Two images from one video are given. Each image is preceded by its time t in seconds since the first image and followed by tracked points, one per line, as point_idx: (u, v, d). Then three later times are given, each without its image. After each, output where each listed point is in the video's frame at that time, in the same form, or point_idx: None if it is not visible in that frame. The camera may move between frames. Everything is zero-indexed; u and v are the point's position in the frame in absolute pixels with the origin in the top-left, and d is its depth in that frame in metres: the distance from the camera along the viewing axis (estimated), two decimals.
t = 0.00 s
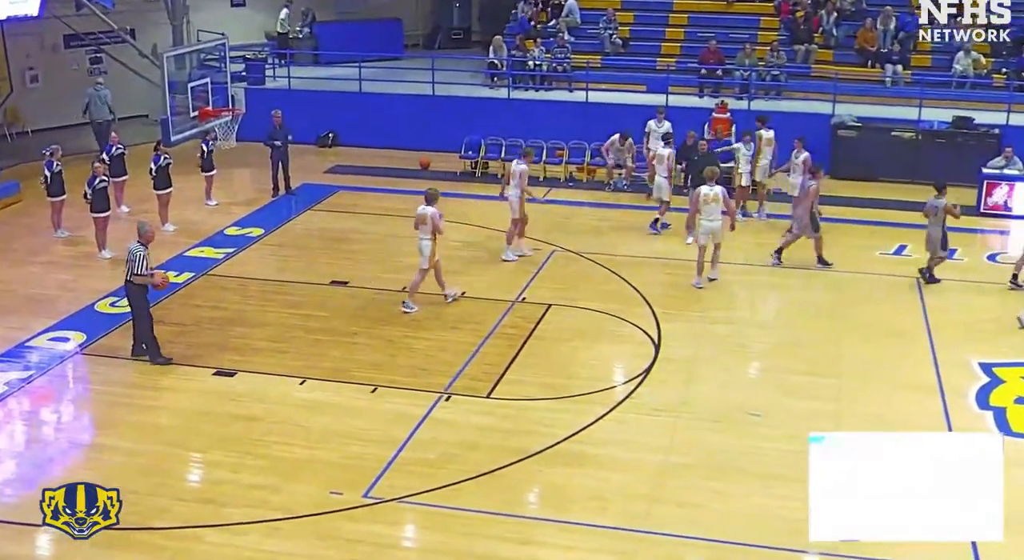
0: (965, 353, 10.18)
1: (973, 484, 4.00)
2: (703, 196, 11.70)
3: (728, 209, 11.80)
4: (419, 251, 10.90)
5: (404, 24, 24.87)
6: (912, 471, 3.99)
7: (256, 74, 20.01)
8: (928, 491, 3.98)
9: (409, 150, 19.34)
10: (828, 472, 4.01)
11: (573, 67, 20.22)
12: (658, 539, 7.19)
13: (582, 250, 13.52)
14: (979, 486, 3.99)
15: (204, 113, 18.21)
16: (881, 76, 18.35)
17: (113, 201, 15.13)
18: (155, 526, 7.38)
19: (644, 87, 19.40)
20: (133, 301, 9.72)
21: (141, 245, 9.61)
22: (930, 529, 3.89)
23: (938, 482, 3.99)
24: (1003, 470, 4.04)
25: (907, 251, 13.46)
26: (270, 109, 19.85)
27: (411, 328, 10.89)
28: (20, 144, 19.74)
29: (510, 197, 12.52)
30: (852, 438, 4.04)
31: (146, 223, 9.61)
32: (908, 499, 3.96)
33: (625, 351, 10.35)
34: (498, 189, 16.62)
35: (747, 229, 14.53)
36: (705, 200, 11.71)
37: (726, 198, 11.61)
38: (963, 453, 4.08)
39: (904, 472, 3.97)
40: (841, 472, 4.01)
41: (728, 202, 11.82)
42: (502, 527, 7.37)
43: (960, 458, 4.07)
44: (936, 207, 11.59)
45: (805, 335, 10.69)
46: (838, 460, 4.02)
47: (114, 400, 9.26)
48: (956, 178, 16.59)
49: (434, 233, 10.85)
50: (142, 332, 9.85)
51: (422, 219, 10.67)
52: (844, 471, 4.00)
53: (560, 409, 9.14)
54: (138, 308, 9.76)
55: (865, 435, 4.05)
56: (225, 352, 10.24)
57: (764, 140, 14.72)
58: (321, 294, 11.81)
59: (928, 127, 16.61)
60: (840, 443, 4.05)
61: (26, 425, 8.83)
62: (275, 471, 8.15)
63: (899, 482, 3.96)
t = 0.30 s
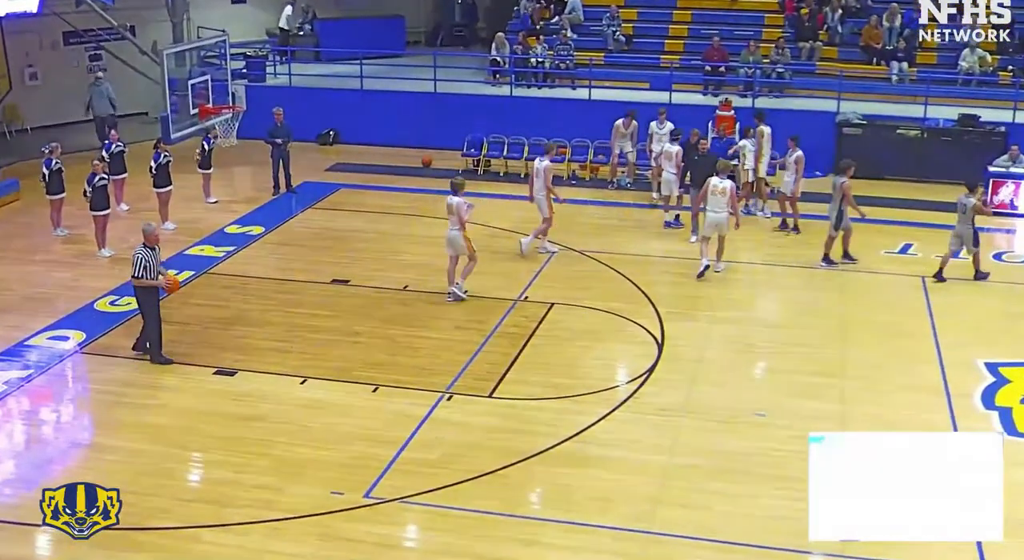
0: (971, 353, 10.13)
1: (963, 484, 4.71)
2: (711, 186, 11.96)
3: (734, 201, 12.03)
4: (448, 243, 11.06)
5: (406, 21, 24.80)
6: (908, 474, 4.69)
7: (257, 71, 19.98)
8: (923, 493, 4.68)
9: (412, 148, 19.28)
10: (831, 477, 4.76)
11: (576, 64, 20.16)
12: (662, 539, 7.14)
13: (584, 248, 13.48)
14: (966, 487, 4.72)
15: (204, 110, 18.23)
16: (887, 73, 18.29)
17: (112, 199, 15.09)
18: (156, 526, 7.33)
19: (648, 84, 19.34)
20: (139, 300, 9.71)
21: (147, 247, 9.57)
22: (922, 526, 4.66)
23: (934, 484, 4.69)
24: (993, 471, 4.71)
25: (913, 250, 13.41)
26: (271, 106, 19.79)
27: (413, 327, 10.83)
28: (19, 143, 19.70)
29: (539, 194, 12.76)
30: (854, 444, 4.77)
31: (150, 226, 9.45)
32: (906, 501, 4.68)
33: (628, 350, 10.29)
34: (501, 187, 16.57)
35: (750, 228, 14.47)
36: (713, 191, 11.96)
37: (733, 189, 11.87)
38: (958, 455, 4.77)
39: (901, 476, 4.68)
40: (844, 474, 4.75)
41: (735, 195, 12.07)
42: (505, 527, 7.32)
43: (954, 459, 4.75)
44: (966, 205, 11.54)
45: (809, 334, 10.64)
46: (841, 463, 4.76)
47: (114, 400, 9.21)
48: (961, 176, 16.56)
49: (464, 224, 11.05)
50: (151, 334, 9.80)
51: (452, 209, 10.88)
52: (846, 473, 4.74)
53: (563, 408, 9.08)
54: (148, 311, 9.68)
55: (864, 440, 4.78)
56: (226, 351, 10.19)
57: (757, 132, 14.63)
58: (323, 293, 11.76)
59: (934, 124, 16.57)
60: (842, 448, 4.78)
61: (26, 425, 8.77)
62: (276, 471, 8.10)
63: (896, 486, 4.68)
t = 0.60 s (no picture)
0: (975, 352, 10.10)
1: (961, 485, 4.89)
2: (719, 177, 12.14)
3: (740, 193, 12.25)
4: (476, 239, 11.13)
5: (409, 19, 24.80)
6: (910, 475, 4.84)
7: (260, 69, 20.01)
8: (924, 494, 4.83)
9: (415, 146, 19.26)
10: (831, 478, 4.94)
11: (580, 62, 20.15)
12: (664, 539, 7.12)
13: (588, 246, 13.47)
14: (963, 488, 4.90)
15: (207, 109, 18.20)
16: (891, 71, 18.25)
17: (115, 197, 15.09)
18: (158, 525, 7.31)
19: (651, 82, 19.33)
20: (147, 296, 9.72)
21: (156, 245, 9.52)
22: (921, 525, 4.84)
23: (934, 485, 4.84)
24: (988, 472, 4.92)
25: (917, 248, 13.38)
26: (275, 104, 19.79)
27: (416, 325, 10.81)
28: (22, 141, 19.67)
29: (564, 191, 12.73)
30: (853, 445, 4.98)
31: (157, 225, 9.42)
32: (905, 502, 4.84)
33: (631, 348, 10.28)
34: (505, 186, 16.55)
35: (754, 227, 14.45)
36: (720, 182, 12.16)
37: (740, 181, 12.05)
38: (955, 456, 4.97)
39: (902, 477, 4.84)
40: (845, 474, 4.93)
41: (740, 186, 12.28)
42: (507, 526, 7.31)
43: (952, 461, 4.95)
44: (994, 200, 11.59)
45: (812, 333, 10.63)
46: (842, 463, 4.96)
47: (117, 398, 9.20)
48: (965, 175, 16.56)
49: (491, 221, 11.13)
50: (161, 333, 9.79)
51: (482, 206, 10.92)
52: (848, 472, 4.91)
53: (566, 407, 9.07)
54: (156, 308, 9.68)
55: (864, 442, 4.99)
56: (228, 349, 10.19)
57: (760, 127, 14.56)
58: (326, 291, 11.75)
59: (938, 123, 16.56)
60: (842, 449, 5.00)
61: (29, 423, 8.77)
62: (278, 469, 8.09)
63: (898, 487, 4.82)
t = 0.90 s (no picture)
0: (978, 351, 10.12)
1: (967, 484, 4.48)
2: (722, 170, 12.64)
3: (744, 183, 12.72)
4: (507, 231, 11.39)
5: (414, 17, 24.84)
6: (909, 472, 4.48)
7: (265, 68, 20.04)
8: (925, 493, 4.46)
9: (419, 144, 19.28)
10: (830, 477, 4.55)
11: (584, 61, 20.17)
12: (668, 537, 7.14)
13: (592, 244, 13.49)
14: (970, 488, 4.49)
15: (213, 106, 18.34)
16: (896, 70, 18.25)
17: (121, 195, 15.13)
18: (163, 523, 7.33)
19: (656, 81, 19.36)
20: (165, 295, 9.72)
21: (175, 244, 9.53)
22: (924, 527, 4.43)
23: (936, 484, 4.46)
24: (999, 471, 4.49)
25: (921, 247, 13.39)
26: (280, 102, 19.82)
27: (420, 323, 10.84)
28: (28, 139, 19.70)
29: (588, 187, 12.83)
30: (852, 441, 4.59)
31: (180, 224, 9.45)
32: (907, 500, 4.46)
33: (635, 346, 10.29)
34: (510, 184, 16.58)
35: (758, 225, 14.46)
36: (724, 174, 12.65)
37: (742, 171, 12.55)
38: (962, 453, 4.56)
39: (901, 473, 4.47)
40: (843, 472, 4.55)
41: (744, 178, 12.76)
42: (511, 523, 7.32)
43: (957, 458, 4.54)
44: None
45: (815, 331, 10.64)
46: (838, 459, 4.58)
47: (122, 396, 9.22)
48: (969, 174, 16.56)
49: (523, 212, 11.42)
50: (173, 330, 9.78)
51: (509, 197, 11.29)
52: (846, 469, 4.53)
53: (571, 405, 9.09)
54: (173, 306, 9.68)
55: (863, 438, 4.59)
56: (233, 346, 10.22)
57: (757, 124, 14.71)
58: (330, 289, 11.77)
59: (942, 121, 16.55)
60: (839, 445, 4.61)
61: (35, 420, 8.79)
62: (282, 467, 8.11)
63: (897, 485, 4.45)
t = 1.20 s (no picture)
0: (980, 349, 10.16)
1: (969, 483, 4.40)
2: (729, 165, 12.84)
3: (750, 179, 12.90)
4: (537, 225, 11.64)
5: (418, 16, 24.88)
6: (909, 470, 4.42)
7: (271, 66, 20.06)
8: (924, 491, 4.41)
9: (423, 142, 19.32)
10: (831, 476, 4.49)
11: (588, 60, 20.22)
12: (671, 533, 7.18)
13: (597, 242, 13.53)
14: (972, 487, 4.39)
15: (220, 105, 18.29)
16: (898, 69, 18.28)
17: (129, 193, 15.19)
18: (169, 519, 7.38)
19: (660, 80, 19.42)
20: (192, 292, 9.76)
21: (201, 239, 9.60)
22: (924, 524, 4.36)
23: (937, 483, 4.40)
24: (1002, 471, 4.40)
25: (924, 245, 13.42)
26: (285, 100, 19.86)
27: (425, 321, 10.90)
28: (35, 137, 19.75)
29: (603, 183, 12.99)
30: (854, 441, 4.53)
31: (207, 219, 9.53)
32: (907, 499, 4.39)
33: (639, 344, 10.34)
34: (514, 182, 16.62)
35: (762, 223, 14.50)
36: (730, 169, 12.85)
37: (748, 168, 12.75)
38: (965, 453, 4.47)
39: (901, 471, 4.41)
40: (844, 470, 4.49)
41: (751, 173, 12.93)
42: (515, 519, 7.38)
43: (960, 458, 4.44)
44: None
45: (818, 329, 10.68)
46: (839, 458, 4.51)
47: (129, 393, 9.27)
48: (972, 172, 16.59)
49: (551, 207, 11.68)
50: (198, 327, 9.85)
51: (540, 193, 11.47)
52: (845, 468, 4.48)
53: (575, 402, 9.14)
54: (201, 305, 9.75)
55: (865, 438, 4.53)
56: (239, 343, 10.28)
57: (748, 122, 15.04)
58: (336, 286, 11.82)
59: (945, 120, 16.57)
60: (841, 444, 4.54)
61: (43, 416, 8.85)
62: (288, 464, 8.16)
63: (898, 484, 4.40)
